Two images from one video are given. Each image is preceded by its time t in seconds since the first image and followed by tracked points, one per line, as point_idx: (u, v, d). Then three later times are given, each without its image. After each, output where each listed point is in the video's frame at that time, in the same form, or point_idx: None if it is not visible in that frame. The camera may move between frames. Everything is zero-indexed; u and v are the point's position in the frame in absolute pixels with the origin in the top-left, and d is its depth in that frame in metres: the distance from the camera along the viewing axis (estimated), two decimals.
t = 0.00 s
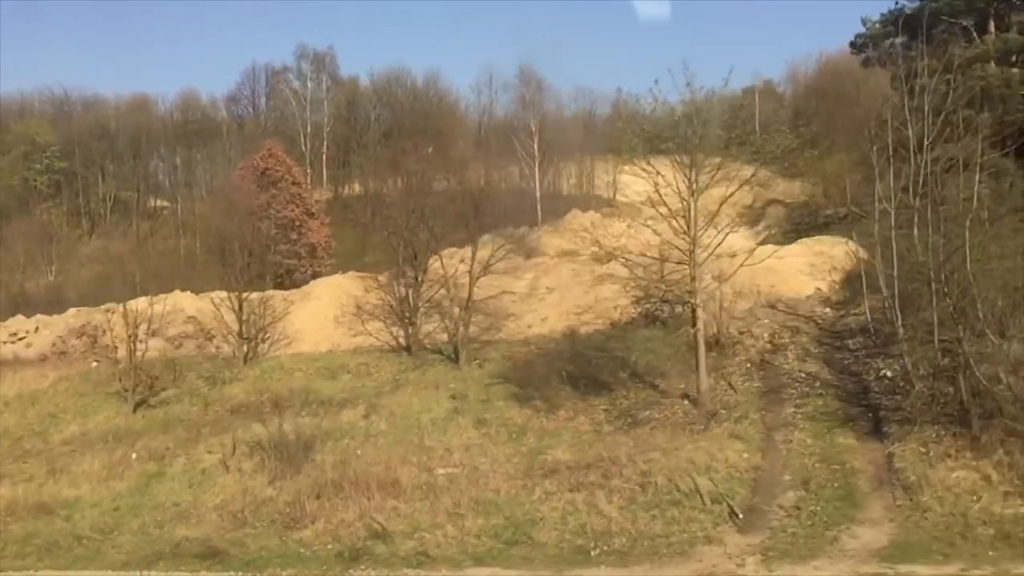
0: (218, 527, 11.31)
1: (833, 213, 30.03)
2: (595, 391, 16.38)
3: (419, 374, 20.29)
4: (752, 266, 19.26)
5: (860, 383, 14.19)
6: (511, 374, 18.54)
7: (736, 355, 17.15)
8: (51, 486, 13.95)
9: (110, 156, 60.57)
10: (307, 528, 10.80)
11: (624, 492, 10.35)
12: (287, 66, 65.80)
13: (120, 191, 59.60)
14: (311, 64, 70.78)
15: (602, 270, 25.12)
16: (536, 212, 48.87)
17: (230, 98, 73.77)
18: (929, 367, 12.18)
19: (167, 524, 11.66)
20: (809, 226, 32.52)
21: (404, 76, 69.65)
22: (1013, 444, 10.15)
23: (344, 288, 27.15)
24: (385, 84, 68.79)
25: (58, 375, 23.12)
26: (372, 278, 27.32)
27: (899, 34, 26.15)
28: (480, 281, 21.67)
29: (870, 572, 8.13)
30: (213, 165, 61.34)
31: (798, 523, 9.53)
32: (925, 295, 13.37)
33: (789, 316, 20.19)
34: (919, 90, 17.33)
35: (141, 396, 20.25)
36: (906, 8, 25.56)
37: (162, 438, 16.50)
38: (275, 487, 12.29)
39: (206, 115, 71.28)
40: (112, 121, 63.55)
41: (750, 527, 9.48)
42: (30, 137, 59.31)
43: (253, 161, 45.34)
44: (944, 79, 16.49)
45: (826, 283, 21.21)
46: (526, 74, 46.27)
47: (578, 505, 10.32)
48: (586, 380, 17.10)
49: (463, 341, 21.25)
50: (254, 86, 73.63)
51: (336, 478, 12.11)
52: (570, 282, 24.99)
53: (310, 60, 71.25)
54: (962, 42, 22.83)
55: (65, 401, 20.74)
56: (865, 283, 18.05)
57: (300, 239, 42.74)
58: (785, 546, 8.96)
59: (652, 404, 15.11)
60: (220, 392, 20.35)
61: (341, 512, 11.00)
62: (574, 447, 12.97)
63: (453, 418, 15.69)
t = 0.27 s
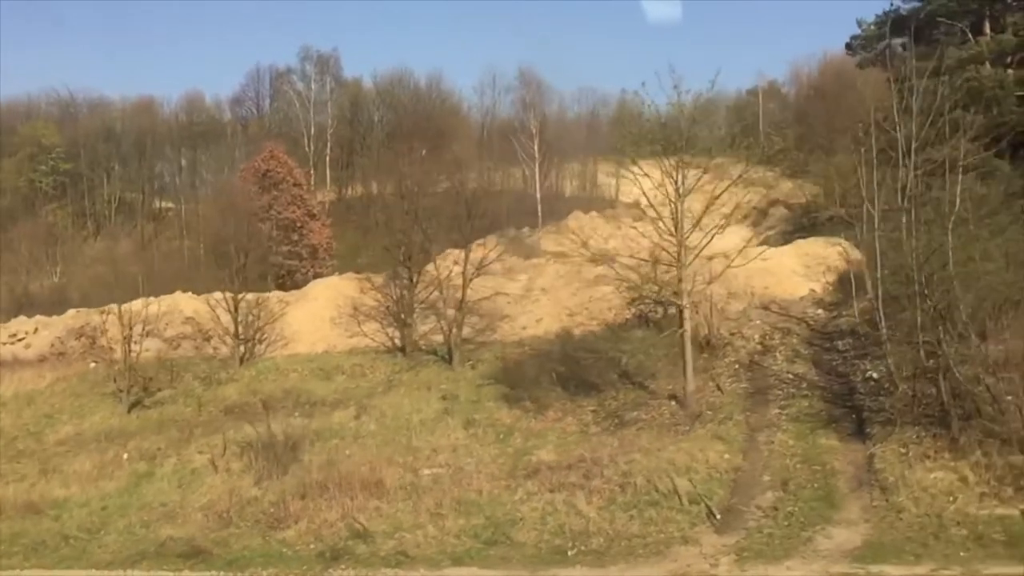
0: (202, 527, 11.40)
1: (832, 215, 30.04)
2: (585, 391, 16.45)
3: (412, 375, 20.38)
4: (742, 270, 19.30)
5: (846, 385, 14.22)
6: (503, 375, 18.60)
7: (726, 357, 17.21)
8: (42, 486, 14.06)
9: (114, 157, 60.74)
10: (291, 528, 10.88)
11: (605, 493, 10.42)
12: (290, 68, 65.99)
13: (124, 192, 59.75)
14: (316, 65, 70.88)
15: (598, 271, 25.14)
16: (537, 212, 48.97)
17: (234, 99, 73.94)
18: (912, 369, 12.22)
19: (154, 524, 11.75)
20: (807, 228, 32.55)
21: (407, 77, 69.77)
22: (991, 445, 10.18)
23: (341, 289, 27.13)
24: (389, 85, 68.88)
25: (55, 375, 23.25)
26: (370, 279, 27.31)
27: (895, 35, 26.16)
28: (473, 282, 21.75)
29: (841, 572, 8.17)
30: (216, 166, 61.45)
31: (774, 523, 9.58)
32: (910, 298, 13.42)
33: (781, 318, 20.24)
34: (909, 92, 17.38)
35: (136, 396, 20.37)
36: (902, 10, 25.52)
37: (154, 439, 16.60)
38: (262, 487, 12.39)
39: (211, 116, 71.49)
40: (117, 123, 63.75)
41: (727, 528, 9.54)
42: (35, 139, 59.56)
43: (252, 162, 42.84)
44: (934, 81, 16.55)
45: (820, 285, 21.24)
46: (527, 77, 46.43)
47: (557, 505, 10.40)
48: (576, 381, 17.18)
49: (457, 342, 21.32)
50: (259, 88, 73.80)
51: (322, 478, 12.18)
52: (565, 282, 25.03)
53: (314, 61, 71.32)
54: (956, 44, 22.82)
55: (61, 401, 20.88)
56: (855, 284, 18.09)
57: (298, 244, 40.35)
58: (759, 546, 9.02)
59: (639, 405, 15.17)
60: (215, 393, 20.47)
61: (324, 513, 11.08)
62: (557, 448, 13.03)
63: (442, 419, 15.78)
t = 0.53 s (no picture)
0: (188, 528, 11.49)
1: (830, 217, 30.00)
2: (575, 393, 16.50)
3: (406, 376, 20.47)
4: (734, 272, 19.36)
5: (833, 386, 14.27)
6: (495, 376, 18.67)
7: (717, 358, 17.26)
8: (34, 486, 14.18)
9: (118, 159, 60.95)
10: (275, 529, 10.97)
11: (585, 495, 10.48)
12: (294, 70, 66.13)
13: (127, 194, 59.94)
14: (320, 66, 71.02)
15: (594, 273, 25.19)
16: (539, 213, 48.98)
17: (239, 101, 74.12)
18: (895, 370, 12.25)
19: (141, 524, 11.85)
20: (805, 228, 32.49)
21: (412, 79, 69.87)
22: (970, 446, 10.20)
23: (339, 291, 27.12)
24: (393, 88, 68.98)
25: (53, 377, 23.40)
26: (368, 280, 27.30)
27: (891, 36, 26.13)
28: (467, 284, 21.82)
29: (812, 572, 8.21)
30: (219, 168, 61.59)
31: (752, 524, 9.63)
32: (895, 300, 13.46)
33: (774, 319, 20.28)
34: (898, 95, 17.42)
35: (132, 398, 20.49)
36: (898, 11, 25.51)
37: (147, 440, 16.71)
38: (249, 488, 12.49)
39: (215, 118, 71.67)
40: (121, 125, 63.95)
41: (704, 528, 9.59)
42: (40, 141, 59.80)
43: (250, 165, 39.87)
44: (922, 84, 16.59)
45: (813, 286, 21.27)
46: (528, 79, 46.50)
47: (537, 506, 10.48)
48: (566, 383, 17.24)
49: (451, 343, 21.40)
50: (264, 90, 73.94)
51: (308, 479, 12.27)
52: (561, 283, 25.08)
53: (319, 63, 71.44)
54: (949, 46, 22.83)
55: (58, 403, 21.03)
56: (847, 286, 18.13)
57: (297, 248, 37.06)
58: (735, 547, 9.06)
59: (628, 406, 15.21)
60: (210, 394, 20.58)
61: (308, 513, 11.16)
62: (543, 449, 13.09)
63: (433, 420, 15.86)
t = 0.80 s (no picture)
0: (172, 528, 11.58)
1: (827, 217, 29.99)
2: (564, 394, 16.55)
3: (399, 378, 20.54)
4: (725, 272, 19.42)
5: (819, 387, 14.32)
6: (486, 377, 18.73)
7: (706, 359, 17.32)
8: (24, 487, 14.29)
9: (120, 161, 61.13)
10: (258, 529, 11.05)
11: (564, 496, 10.55)
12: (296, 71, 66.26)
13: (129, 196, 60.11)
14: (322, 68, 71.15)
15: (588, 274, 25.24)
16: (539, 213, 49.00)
17: (241, 103, 74.29)
18: (877, 371, 12.30)
19: (127, 525, 11.94)
20: (804, 228, 32.46)
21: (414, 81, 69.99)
22: (947, 447, 10.25)
23: (334, 291, 27.13)
24: (395, 89, 69.12)
25: (50, 378, 23.53)
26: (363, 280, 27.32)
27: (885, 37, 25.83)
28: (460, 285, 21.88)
29: (783, 572, 8.26)
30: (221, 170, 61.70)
31: (729, 524, 9.68)
32: (879, 301, 13.51)
33: (766, 320, 20.34)
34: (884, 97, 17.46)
35: (126, 399, 20.60)
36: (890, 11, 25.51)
37: (138, 442, 16.82)
38: (234, 489, 12.58)
39: (218, 120, 71.84)
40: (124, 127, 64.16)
41: (681, 529, 9.64)
42: (43, 144, 60.00)
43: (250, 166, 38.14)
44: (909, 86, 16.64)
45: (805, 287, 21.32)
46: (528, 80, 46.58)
47: (517, 506, 10.55)
48: (556, 384, 17.30)
49: (444, 344, 21.47)
50: (266, 92, 74.08)
51: (293, 480, 12.35)
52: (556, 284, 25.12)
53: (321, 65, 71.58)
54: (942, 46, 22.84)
55: (54, 404, 21.15)
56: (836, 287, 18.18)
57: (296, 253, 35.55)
58: (710, 547, 9.12)
59: (615, 407, 15.27)
60: (204, 395, 20.67)
61: (292, 514, 11.24)
62: (528, 450, 13.15)
63: (421, 421, 15.93)
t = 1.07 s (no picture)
0: (154, 528, 11.65)
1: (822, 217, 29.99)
2: (552, 394, 16.60)
3: (389, 377, 20.61)
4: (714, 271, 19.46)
5: (802, 386, 14.37)
6: (475, 377, 18.78)
7: (693, 359, 17.37)
8: (11, 487, 14.38)
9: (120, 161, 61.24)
10: (238, 529, 11.12)
11: (541, 495, 10.60)
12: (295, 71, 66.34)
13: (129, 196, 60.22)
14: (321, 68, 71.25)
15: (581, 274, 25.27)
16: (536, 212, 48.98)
17: (241, 104, 74.36)
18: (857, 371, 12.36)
19: (110, 525, 12.01)
20: (799, 227, 32.45)
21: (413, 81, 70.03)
22: (922, 446, 10.31)
23: (328, 292, 27.19)
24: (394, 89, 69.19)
25: (43, 378, 23.62)
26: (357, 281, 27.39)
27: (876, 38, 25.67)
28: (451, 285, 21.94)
29: (752, 571, 8.31)
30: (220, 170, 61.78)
31: (703, 523, 9.74)
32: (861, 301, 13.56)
33: (755, 319, 20.39)
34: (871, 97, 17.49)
35: (118, 399, 20.68)
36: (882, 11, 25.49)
37: (128, 441, 16.90)
38: (218, 488, 12.65)
39: (218, 121, 71.91)
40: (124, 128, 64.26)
41: (655, 528, 9.70)
42: (44, 144, 60.15)
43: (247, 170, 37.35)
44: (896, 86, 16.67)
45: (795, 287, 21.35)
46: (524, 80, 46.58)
47: (494, 506, 10.61)
48: (544, 384, 17.35)
49: (434, 344, 21.54)
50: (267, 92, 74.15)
51: (276, 480, 12.42)
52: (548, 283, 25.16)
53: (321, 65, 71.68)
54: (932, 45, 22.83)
55: (46, 404, 21.25)
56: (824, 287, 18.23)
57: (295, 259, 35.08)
58: (682, 545, 9.18)
59: (600, 406, 15.32)
60: (195, 395, 20.74)
61: (272, 513, 11.31)
62: (511, 450, 13.20)
63: (408, 421, 15.98)
